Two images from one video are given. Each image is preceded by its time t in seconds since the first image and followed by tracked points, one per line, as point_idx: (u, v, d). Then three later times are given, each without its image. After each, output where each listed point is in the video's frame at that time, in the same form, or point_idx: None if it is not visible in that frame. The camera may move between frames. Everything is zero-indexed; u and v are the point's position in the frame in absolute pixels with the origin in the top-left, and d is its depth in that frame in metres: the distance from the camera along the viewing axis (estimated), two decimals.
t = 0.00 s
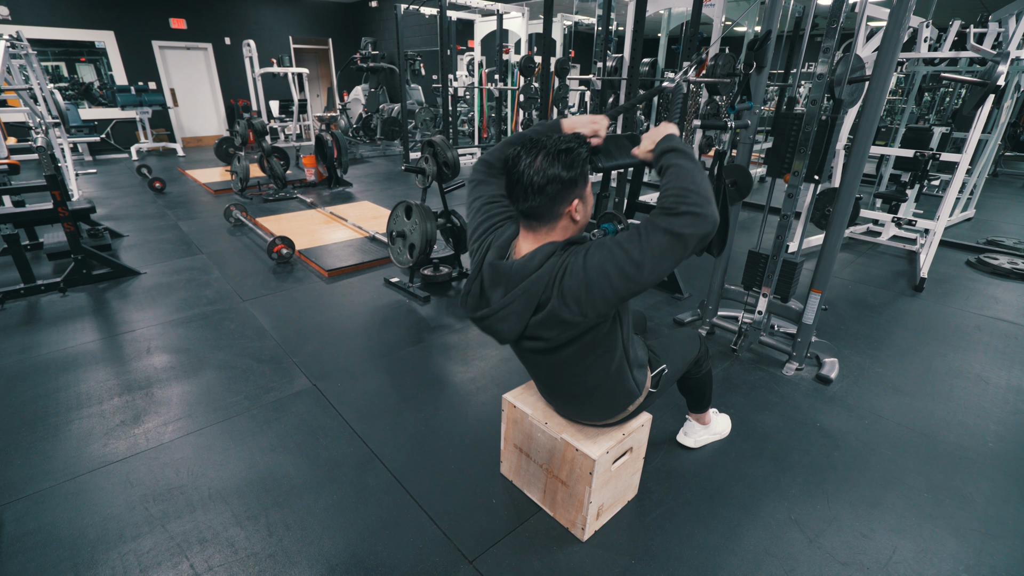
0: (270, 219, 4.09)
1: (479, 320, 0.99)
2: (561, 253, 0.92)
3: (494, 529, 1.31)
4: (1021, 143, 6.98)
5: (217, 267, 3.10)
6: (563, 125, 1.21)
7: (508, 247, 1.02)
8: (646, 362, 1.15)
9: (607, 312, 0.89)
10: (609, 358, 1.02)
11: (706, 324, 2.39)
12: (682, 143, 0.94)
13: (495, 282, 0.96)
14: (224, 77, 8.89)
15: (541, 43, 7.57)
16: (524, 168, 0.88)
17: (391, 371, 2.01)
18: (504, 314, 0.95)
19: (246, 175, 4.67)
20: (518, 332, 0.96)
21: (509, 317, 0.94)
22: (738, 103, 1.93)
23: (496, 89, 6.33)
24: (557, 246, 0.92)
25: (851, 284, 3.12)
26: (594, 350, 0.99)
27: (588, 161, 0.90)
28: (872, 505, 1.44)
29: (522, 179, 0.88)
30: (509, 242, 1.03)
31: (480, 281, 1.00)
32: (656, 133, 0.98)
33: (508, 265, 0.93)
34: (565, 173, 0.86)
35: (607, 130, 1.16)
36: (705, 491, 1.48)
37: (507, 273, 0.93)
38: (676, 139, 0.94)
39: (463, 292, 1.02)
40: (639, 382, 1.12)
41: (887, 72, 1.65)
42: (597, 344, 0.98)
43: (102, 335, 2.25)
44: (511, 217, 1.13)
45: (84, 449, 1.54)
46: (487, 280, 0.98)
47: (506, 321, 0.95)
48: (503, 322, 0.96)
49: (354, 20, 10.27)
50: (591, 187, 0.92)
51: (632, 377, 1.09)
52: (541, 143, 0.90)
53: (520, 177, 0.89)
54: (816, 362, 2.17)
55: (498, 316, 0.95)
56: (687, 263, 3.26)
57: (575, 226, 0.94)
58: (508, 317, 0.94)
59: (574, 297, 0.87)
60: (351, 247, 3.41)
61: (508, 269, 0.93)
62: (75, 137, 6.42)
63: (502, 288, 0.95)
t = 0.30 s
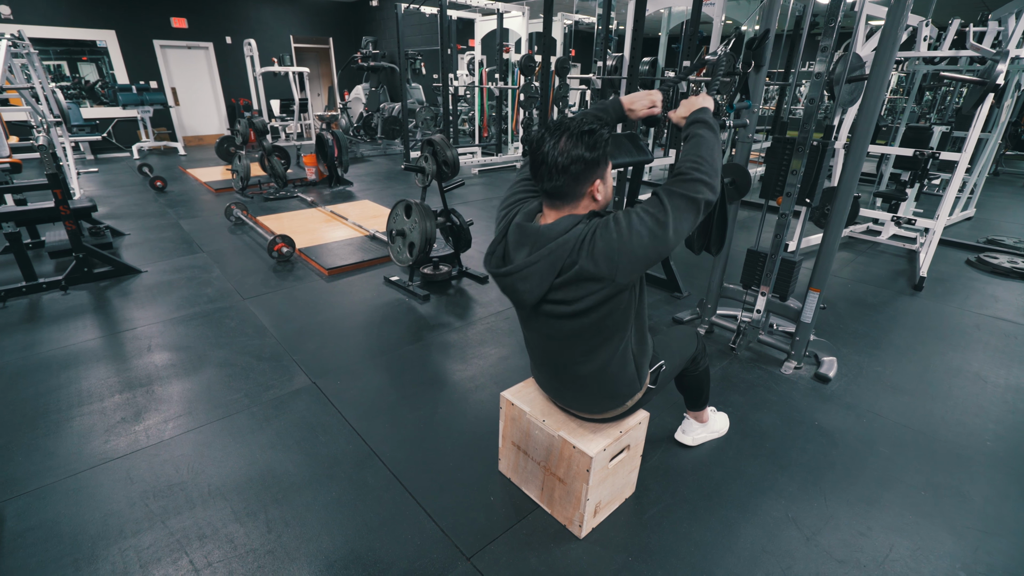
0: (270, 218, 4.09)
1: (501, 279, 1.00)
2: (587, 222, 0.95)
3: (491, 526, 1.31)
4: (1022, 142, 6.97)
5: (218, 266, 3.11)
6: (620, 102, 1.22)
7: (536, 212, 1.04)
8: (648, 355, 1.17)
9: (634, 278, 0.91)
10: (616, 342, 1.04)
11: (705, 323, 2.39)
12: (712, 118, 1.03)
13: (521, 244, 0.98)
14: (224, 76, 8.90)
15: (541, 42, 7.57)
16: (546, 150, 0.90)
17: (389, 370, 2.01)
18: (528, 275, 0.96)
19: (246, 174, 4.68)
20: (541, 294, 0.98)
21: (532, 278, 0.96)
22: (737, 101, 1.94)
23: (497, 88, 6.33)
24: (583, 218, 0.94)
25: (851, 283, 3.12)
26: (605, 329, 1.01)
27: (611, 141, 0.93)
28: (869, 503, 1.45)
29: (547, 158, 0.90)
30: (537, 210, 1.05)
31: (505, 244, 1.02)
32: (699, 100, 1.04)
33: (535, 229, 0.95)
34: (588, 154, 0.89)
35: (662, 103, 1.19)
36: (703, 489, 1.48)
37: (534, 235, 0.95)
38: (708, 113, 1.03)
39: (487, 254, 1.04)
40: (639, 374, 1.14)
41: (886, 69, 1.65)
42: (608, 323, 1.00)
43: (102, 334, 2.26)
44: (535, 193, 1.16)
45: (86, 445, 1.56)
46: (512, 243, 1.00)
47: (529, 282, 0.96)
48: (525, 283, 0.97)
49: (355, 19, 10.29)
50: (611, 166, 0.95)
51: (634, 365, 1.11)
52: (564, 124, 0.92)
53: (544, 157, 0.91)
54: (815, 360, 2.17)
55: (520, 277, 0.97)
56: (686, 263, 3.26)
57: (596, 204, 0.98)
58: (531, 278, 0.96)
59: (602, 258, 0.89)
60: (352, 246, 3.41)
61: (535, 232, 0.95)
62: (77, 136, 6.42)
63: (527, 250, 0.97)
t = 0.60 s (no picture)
0: (277, 219, 4.12)
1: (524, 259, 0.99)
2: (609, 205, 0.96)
3: (494, 527, 1.32)
4: None
5: (226, 267, 3.14)
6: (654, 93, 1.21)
7: (559, 197, 1.05)
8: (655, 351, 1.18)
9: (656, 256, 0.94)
10: (626, 334, 1.05)
11: (710, 323, 2.38)
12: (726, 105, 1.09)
13: (545, 225, 0.98)
14: (233, 79, 8.98)
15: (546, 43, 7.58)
16: (571, 142, 0.92)
17: (394, 371, 2.02)
18: (553, 255, 0.95)
19: (254, 176, 4.72)
20: (564, 273, 0.97)
21: (557, 258, 0.95)
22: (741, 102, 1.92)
23: (502, 89, 6.35)
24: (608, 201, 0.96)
25: (858, 284, 3.10)
26: (620, 315, 1.02)
27: (632, 134, 0.95)
28: (876, 505, 1.44)
29: (571, 148, 0.92)
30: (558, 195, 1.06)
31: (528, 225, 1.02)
32: (718, 88, 1.10)
33: (560, 211, 0.96)
34: (610, 147, 0.91)
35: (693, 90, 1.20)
36: (707, 490, 1.48)
37: (560, 216, 0.96)
38: (722, 102, 1.08)
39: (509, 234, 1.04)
40: (645, 370, 1.14)
41: (891, 68, 1.64)
42: (623, 309, 1.01)
43: (112, 334, 2.28)
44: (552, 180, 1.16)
45: (97, 443, 1.58)
46: (536, 224, 1.00)
47: (553, 262, 0.96)
48: (549, 263, 0.97)
49: (361, 22, 10.36)
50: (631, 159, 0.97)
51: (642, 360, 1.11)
52: (586, 118, 0.93)
53: (568, 149, 0.92)
54: (821, 361, 2.16)
55: (545, 256, 0.96)
56: (692, 263, 3.25)
57: (616, 194, 0.99)
58: (556, 257, 0.95)
59: (628, 238, 0.90)
60: (358, 247, 3.43)
61: (560, 214, 0.96)
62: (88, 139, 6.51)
63: (552, 230, 0.97)
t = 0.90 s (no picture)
0: (286, 223, 4.17)
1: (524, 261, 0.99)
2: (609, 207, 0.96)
3: (498, 532, 1.32)
4: None
5: (235, 271, 3.17)
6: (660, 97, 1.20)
7: (559, 201, 1.05)
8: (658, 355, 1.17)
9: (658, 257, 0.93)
10: (628, 338, 1.04)
11: (718, 328, 2.37)
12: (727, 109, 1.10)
13: (545, 228, 0.99)
14: (244, 85, 9.10)
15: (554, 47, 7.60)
16: (570, 148, 0.92)
17: (399, 375, 2.03)
18: (553, 256, 0.96)
19: (264, 181, 4.77)
20: (565, 275, 0.97)
21: (557, 260, 0.96)
22: (747, 106, 1.92)
23: (510, 94, 6.37)
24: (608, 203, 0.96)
25: (869, 289, 3.06)
26: (622, 318, 1.01)
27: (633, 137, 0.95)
28: (884, 514, 1.41)
29: (573, 151, 0.92)
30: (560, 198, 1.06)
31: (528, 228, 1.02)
32: (723, 92, 1.11)
33: (560, 213, 0.96)
34: (610, 150, 0.91)
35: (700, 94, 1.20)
36: (713, 497, 1.46)
37: (560, 218, 0.96)
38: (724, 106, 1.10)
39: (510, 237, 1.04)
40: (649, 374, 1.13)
41: (899, 70, 1.63)
42: (624, 313, 1.00)
43: (123, 337, 2.32)
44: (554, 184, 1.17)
45: (106, 445, 1.60)
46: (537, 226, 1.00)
47: (554, 263, 0.96)
48: (550, 265, 0.97)
49: (370, 28, 10.46)
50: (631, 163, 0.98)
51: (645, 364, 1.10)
52: (587, 122, 0.93)
53: (569, 151, 0.93)
54: (831, 367, 2.13)
55: (546, 258, 0.96)
56: (700, 268, 3.23)
57: (616, 199, 1.00)
58: (556, 259, 0.96)
59: (629, 238, 0.90)
60: (365, 252, 3.45)
61: (561, 215, 0.96)
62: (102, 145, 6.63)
63: (552, 233, 0.97)
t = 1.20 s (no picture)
0: (291, 227, 4.19)
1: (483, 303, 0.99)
2: (567, 240, 0.93)
3: (497, 537, 1.31)
4: None
5: (240, 274, 3.19)
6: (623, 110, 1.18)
7: (521, 232, 1.03)
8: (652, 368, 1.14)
9: (616, 293, 0.89)
10: (611, 360, 1.02)
11: (722, 333, 2.35)
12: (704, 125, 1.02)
13: (503, 267, 0.98)
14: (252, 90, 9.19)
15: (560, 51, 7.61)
16: (529, 171, 0.89)
17: (400, 378, 2.03)
18: (510, 297, 0.95)
19: (270, 185, 4.81)
20: (525, 314, 0.97)
21: (514, 301, 0.95)
22: (752, 110, 1.91)
23: (515, 97, 6.38)
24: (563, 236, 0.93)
25: (876, 293, 3.03)
26: (597, 346, 1.00)
27: (595, 163, 0.91)
28: (889, 522, 1.39)
29: (527, 181, 0.89)
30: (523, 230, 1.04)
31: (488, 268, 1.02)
32: (694, 108, 1.03)
33: (515, 251, 0.95)
34: (569, 177, 0.88)
35: (671, 112, 1.13)
36: (715, 505, 1.45)
37: (516, 256, 0.95)
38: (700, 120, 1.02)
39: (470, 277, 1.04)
40: (642, 388, 1.10)
41: (905, 73, 1.61)
42: (599, 340, 0.98)
43: (128, 339, 2.34)
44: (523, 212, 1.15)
45: (109, 448, 1.61)
46: (496, 265, 1.00)
47: (511, 304, 0.96)
48: (508, 306, 0.96)
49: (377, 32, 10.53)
50: (596, 188, 0.94)
51: (636, 381, 1.08)
52: (547, 147, 0.90)
53: (527, 179, 0.90)
54: (836, 373, 2.11)
55: (502, 299, 0.96)
56: (704, 273, 3.21)
57: (580, 226, 0.96)
58: (513, 300, 0.95)
59: (582, 278, 0.88)
60: (370, 255, 3.46)
61: (517, 253, 0.95)
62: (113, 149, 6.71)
63: (509, 272, 0.96)
